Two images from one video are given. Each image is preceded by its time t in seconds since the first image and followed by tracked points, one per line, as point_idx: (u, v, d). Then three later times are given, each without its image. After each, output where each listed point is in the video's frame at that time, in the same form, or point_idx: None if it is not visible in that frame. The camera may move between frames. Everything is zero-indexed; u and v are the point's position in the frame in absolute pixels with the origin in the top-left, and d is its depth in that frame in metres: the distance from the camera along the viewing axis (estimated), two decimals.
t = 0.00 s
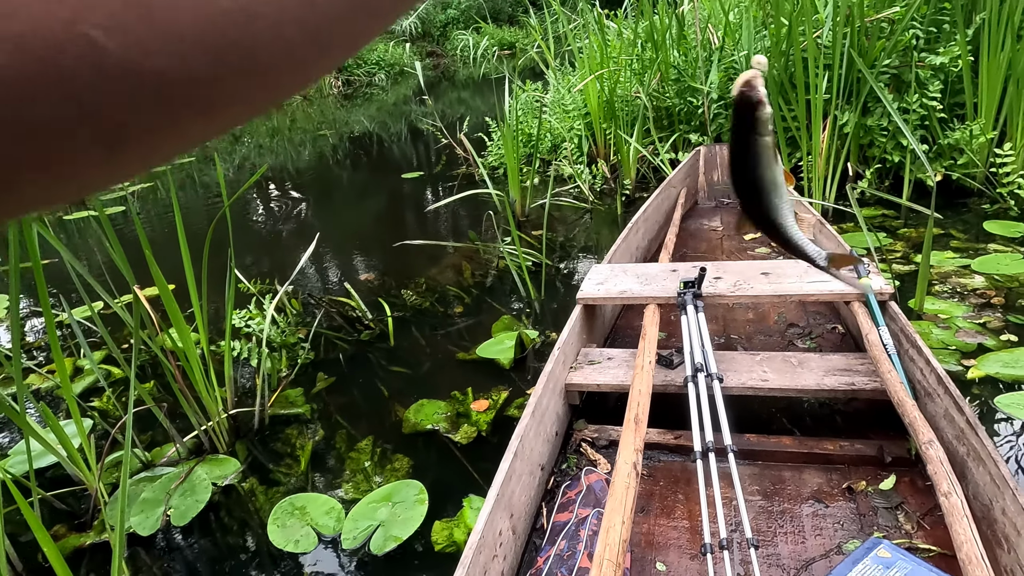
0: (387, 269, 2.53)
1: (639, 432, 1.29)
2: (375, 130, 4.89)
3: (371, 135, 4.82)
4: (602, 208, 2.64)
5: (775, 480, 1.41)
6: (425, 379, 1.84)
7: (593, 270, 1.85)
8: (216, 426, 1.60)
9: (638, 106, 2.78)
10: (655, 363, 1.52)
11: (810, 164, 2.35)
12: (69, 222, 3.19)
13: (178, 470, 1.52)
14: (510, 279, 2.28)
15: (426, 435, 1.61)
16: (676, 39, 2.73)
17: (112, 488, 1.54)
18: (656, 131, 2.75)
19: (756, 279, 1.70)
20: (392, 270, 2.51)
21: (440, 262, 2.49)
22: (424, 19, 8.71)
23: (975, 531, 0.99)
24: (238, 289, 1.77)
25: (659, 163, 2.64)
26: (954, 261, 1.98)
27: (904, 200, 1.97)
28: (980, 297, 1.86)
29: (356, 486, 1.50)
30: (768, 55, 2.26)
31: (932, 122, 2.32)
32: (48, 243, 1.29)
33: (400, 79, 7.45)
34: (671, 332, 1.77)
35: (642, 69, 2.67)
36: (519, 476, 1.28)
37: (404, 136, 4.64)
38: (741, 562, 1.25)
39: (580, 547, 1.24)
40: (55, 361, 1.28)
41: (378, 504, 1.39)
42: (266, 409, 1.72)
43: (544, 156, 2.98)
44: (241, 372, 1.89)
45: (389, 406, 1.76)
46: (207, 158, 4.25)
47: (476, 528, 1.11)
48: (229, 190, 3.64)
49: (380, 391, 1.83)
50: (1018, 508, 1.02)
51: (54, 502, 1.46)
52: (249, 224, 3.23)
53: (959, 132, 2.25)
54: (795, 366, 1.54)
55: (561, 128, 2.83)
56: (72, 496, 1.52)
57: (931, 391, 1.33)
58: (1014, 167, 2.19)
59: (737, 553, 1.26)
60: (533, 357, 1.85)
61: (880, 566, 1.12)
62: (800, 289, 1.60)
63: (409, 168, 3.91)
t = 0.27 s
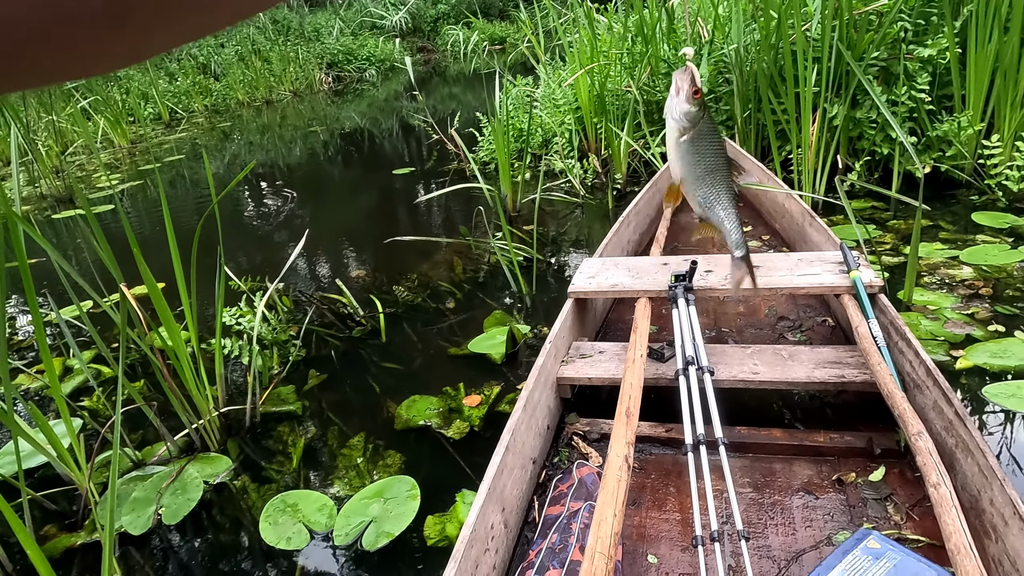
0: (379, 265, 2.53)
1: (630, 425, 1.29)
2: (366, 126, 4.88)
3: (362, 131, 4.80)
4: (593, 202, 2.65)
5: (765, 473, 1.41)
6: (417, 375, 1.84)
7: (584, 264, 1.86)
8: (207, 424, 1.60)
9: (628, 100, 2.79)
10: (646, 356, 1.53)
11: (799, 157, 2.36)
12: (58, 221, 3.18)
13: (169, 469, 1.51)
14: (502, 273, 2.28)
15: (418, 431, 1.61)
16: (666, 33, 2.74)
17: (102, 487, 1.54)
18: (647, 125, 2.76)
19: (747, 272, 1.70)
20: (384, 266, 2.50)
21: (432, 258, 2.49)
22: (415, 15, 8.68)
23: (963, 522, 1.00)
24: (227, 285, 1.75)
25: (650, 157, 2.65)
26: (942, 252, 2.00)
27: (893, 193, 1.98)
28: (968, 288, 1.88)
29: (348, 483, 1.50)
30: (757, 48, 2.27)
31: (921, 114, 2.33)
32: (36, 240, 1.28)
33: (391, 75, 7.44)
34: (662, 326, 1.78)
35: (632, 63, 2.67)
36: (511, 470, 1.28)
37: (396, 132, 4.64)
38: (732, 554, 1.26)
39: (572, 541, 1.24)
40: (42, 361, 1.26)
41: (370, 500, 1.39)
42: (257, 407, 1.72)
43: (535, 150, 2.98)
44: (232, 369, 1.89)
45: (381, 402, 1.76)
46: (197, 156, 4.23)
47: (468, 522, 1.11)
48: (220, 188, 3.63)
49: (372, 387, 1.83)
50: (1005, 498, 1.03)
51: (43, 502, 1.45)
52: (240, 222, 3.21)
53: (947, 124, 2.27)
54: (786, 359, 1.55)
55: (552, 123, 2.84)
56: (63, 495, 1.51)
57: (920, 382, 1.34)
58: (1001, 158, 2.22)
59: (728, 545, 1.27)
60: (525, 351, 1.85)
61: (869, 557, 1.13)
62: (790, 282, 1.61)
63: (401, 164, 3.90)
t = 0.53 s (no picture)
0: (374, 261, 2.52)
1: (627, 419, 1.29)
2: (359, 122, 4.87)
3: (356, 127, 4.78)
4: (588, 196, 2.65)
5: (762, 464, 1.42)
6: (413, 370, 1.84)
7: (580, 258, 1.85)
8: (203, 421, 1.59)
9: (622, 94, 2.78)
10: (643, 350, 1.52)
11: (793, 149, 2.36)
12: (49, 219, 3.15)
13: (164, 466, 1.50)
14: (497, 268, 2.28)
15: (414, 426, 1.61)
16: (659, 27, 2.74)
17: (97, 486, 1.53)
18: (641, 119, 2.76)
19: (742, 265, 1.70)
20: (378, 262, 2.49)
21: (427, 253, 2.49)
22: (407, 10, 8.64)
23: (960, 510, 1.00)
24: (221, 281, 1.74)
25: (644, 151, 2.65)
26: (936, 244, 2.00)
27: (887, 185, 1.98)
28: (962, 279, 1.89)
29: (345, 479, 1.49)
30: (750, 41, 2.27)
31: (913, 106, 2.34)
32: (27, 238, 1.26)
33: (384, 71, 7.41)
34: (657, 319, 1.78)
35: (626, 57, 2.67)
36: (509, 465, 1.28)
37: (389, 128, 4.62)
38: (730, 545, 1.26)
39: (571, 534, 1.24)
40: (35, 360, 1.25)
41: (367, 496, 1.39)
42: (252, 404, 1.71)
43: (529, 145, 2.97)
44: (226, 366, 1.87)
45: (377, 398, 1.76)
46: (190, 153, 4.21)
47: (466, 517, 1.11)
48: (212, 185, 3.61)
49: (368, 383, 1.82)
50: (1001, 486, 1.03)
51: (37, 501, 1.44)
52: (233, 219, 3.20)
53: (940, 116, 2.27)
54: (782, 351, 1.55)
55: (546, 117, 2.83)
56: (57, 495, 1.50)
57: (916, 372, 1.35)
58: (993, 150, 2.22)
59: (726, 537, 1.27)
60: (521, 346, 1.85)
61: (866, 547, 1.14)
62: (786, 274, 1.61)
63: (395, 160, 3.89)
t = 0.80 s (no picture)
0: (368, 258, 2.51)
1: (625, 413, 1.29)
2: (353, 118, 4.85)
3: (349, 124, 4.76)
4: (582, 191, 2.65)
5: (759, 457, 1.42)
6: (409, 367, 1.83)
7: (575, 254, 1.85)
8: (198, 420, 1.58)
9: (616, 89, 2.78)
10: (639, 344, 1.52)
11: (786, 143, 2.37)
12: (40, 218, 3.13)
13: (160, 465, 1.49)
14: (492, 264, 2.27)
15: (410, 423, 1.60)
16: (652, 21, 2.74)
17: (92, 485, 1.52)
18: (635, 114, 2.77)
19: (737, 258, 1.70)
20: (373, 259, 2.49)
21: (421, 250, 2.48)
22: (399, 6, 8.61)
23: (957, 500, 1.01)
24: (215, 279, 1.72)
25: (638, 146, 2.65)
26: (929, 236, 2.01)
27: (880, 178, 1.99)
28: (955, 271, 1.90)
29: (342, 476, 1.49)
30: (744, 35, 2.27)
31: (906, 99, 2.35)
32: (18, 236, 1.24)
33: (377, 67, 7.39)
34: (653, 313, 1.78)
35: (619, 52, 2.67)
36: (506, 460, 1.28)
37: (382, 124, 4.61)
38: (728, 537, 1.26)
39: (569, 529, 1.24)
40: (28, 359, 1.23)
41: (363, 493, 1.38)
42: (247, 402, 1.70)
43: (523, 140, 2.97)
44: (221, 364, 1.86)
45: (373, 395, 1.75)
46: (181, 152, 4.19)
47: (465, 513, 1.11)
48: (205, 183, 3.60)
49: (364, 380, 1.81)
50: (997, 475, 1.04)
51: (32, 501, 1.43)
52: (226, 217, 3.18)
53: (932, 109, 2.29)
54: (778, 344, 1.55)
55: (540, 113, 2.83)
56: (51, 495, 1.49)
57: (911, 363, 1.35)
58: (986, 142, 2.24)
59: (724, 530, 1.28)
60: (517, 341, 1.85)
61: (863, 537, 1.14)
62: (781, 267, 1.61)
63: (388, 156, 3.88)
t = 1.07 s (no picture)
0: (364, 254, 2.50)
1: (622, 406, 1.29)
2: (347, 115, 4.83)
3: (343, 121, 4.73)
4: (578, 186, 2.66)
5: (757, 449, 1.42)
6: (405, 362, 1.83)
7: (571, 248, 1.84)
8: (194, 417, 1.57)
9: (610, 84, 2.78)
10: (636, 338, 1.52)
11: (781, 137, 2.37)
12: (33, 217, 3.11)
13: (157, 463, 1.49)
14: (488, 260, 2.27)
15: (408, 418, 1.60)
16: (647, 15, 2.74)
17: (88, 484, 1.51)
18: (630, 108, 2.77)
19: (733, 251, 1.70)
20: (369, 255, 2.48)
21: (417, 246, 2.47)
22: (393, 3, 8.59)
23: (953, 488, 1.01)
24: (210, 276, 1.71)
25: (633, 140, 2.65)
26: (924, 228, 2.02)
27: (875, 171, 1.99)
28: (950, 263, 1.90)
29: (339, 471, 1.48)
30: (738, 29, 2.27)
31: (901, 92, 2.36)
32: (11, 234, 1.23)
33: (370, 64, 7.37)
34: (650, 307, 1.78)
35: (614, 46, 2.67)
36: (505, 455, 1.28)
37: (376, 121, 4.60)
38: (727, 529, 1.27)
39: (568, 523, 1.24)
40: (23, 358, 1.22)
41: (361, 488, 1.38)
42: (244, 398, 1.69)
43: (518, 136, 2.96)
44: (217, 362, 1.86)
45: (370, 390, 1.75)
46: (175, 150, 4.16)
47: (463, 507, 1.10)
48: (198, 180, 3.58)
49: (361, 376, 1.81)
50: (993, 463, 1.04)
51: (28, 499, 1.42)
52: (221, 215, 3.16)
53: (926, 102, 2.30)
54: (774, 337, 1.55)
55: (535, 108, 2.83)
56: (47, 493, 1.48)
57: (907, 354, 1.36)
58: (980, 134, 2.26)
59: (723, 522, 1.28)
60: (513, 337, 1.84)
61: (862, 527, 1.15)
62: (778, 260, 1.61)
63: (383, 152, 3.87)
